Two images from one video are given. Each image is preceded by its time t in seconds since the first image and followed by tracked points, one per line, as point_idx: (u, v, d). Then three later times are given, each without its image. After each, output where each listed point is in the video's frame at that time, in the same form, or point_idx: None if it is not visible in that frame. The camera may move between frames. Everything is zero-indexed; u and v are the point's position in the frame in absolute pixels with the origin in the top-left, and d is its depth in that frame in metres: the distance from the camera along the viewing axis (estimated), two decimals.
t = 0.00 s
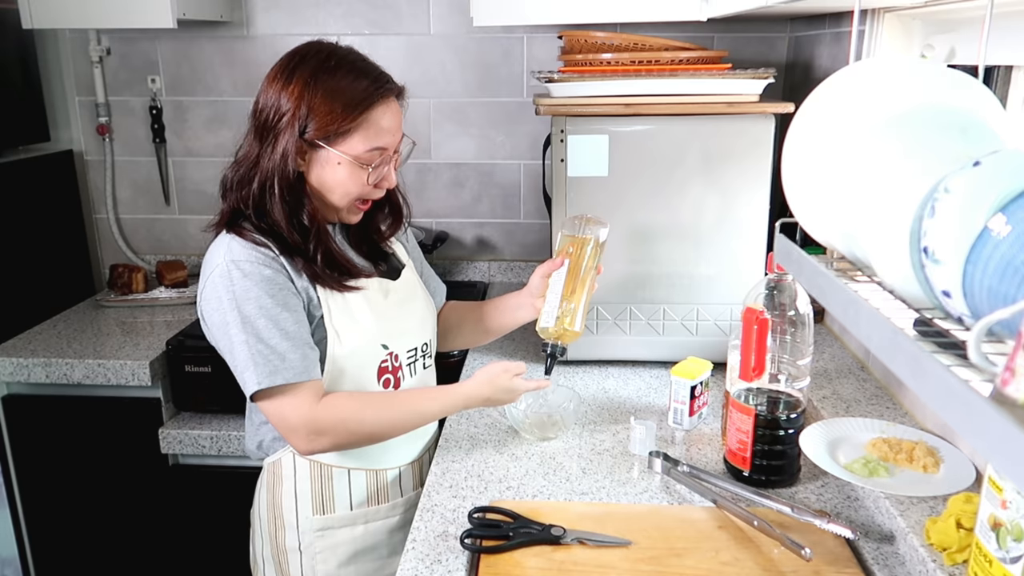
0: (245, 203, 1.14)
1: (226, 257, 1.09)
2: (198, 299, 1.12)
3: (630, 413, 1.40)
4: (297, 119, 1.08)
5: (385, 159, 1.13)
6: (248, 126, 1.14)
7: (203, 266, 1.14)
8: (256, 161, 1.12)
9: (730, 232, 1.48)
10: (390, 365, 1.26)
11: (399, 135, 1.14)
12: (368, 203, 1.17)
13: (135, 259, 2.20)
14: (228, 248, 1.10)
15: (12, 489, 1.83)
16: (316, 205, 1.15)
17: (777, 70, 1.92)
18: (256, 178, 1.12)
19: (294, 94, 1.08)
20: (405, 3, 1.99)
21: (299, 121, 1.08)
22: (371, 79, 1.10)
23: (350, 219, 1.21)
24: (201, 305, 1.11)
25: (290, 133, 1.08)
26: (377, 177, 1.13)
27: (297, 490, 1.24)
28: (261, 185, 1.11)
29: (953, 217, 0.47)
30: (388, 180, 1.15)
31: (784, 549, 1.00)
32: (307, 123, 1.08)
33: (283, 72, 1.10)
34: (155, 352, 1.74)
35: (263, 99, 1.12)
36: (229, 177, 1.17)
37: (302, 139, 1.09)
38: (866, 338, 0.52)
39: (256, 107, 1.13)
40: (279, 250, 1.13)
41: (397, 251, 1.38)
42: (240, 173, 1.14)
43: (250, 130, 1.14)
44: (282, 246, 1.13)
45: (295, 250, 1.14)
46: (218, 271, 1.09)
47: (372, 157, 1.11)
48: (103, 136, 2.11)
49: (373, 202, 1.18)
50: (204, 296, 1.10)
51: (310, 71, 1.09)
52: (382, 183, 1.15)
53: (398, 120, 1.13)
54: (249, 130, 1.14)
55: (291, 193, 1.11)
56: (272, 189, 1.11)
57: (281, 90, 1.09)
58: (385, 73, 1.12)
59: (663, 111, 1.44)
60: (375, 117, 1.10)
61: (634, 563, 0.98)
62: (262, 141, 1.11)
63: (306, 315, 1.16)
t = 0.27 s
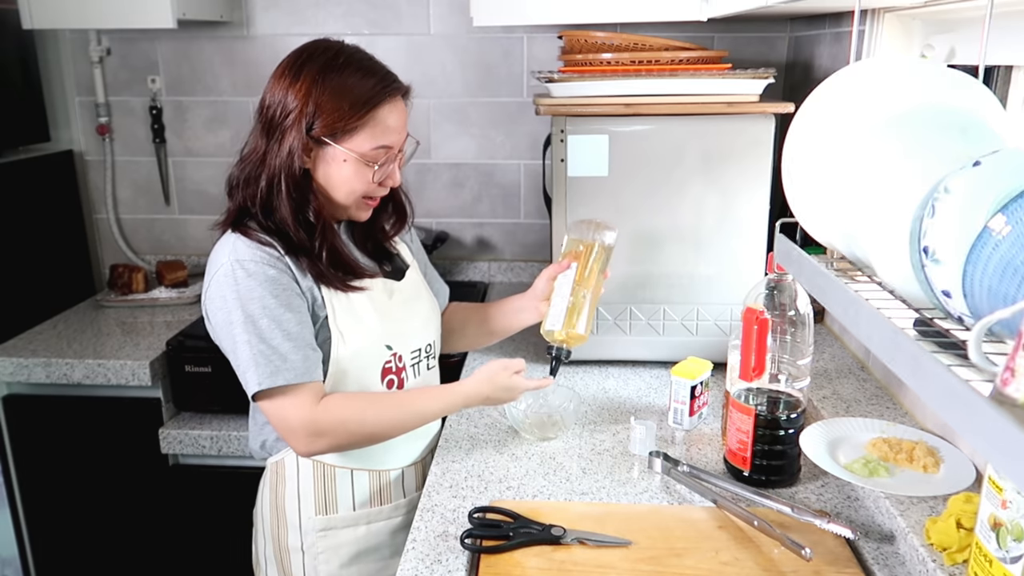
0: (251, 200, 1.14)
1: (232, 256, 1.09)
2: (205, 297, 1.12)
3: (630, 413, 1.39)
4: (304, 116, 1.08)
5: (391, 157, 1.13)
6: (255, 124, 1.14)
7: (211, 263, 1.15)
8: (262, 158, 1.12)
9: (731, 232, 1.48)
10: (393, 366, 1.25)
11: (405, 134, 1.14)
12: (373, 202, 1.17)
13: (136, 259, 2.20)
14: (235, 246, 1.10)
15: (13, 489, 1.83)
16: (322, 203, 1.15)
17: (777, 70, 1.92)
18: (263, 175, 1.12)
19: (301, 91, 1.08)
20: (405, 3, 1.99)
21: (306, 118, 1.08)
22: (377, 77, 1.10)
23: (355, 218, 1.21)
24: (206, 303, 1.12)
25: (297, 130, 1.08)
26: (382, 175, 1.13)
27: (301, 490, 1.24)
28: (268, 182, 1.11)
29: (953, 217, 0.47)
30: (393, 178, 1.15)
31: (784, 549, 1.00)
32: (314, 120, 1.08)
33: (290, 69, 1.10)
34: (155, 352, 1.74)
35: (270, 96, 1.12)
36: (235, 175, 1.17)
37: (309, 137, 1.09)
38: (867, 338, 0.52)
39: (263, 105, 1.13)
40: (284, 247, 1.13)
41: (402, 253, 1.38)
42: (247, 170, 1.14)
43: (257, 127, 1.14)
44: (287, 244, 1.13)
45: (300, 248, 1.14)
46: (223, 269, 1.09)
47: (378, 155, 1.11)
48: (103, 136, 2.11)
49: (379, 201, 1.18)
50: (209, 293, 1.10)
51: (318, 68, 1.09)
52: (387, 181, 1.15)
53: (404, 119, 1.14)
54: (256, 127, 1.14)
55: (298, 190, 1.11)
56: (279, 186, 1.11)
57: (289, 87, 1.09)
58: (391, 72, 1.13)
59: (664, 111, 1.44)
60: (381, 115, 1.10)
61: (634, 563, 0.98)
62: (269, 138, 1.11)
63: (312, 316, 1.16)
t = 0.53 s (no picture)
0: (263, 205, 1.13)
1: (243, 272, 1.09)
2: (218, 321, 1.11)
3: (632, 413, 1.39)
4: (317, 117, 1.07)
5: (402, 155, 1.14)
6: (261, 127, 1.13)
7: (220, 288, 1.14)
8: (273, 161, 1.11)
9: (731, 232, 1.48)
10: (413, 367, 1.27)
11: (415, 131, 1.14)
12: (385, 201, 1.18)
13: (137, 259, 2.20)
14: (247, 260, 1.10)
15: (14, 489, 1.83)
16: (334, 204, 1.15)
17: (778, 70, 1.92)
18: (276, 178, 1.11)
19: (312, 91, 1.07)
20: (406, 3, 1.99)
21: (318, 118, 1.07)
22: (387, 75, 1.11)
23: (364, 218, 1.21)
24: (221, 324, 1.10)
25: (311, 131, 1.07)
26: (395, 174, 1.14)
27: (321, 497, 1.24)
28: (281, 185, 1.11)
29: (954, 217, 0.47)
30: (404, 176, 1.15)
31: (785, 549, 1.00)
32: (327, 120, 1.07)
33: (299, 70, 1.09)
34: (156, 352, 1.74)
35: (277, 98, 1.11)
36: (243, 180, 1.16)
37: (322, 137, 1.08)
38: (869, 338, 0.52)
39: (269, 107, 1.12)
40: (299, 258, 1.13)
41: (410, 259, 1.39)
42: (257, 174, 1.13)
43: (264, 130, 1.13)
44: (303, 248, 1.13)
45: (316, 252, 1.14)
46: (236, 287, 1.08)
47: (391, 153, 1.12)
48: (104, 135, 2.11)
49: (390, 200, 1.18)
50: (223, 315, 1.09)
51: (328, 68, 1.08)
52: (399, 180, 1.16)
53: (414, 116, 1.14)
54: (263, 130, 1.13)
55: (311, 192, 1.11)
56: (293, 189, 1.10)
57: (299, 88, 1.08)
58: (399, 70, 1.13)
59: (664, 111, 1.44)
60: (393, 113, 1.11)
61: (636, 563, 0.98)
62: (280, 140, 1.10)
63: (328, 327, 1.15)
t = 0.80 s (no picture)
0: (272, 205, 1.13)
1: (263, 269, 1.08)
2: (237, 322, 1.09)
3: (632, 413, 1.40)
4: (327, 116, 1.07)
5: (410, 155, 1.14)
6: (269, 126, 1.13)
7: (232, 292, 1.12)
8: (282, 161, 1.11)
9: (731, 232, 1.48)
10: (419, 368, 1.29)
11: (422, 130, 1.15)
12: (392, 201, 1.18)
13: (137, 259, 2.20)
14: (263, 258, 1.09)
15: (14, 489, 1.83)
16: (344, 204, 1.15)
17: (778, 70, 1.92)
18: (286, 179, 1.11)
19: (322, 91, 1.07)
20: (406, 3, 1.99)
21: (327, 118, 1.07)
22: (396, 75, 1.11)
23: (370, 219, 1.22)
24: (240, 324, 1.09)
25: (321, 130, 1.07)
26: (403, 173, 1.15)
27: (327, 496, 1.24)
28: (290, 185, 1.10)
29: (954, 218, 0.47)
30: (412, 176, 1.16)
31: (785, 549, 1.00)
32: (337, 120, 1.08)
33: (307, 70, 1.09)
34: (157, 352, 1.74)
35: (286, 97, 1.10)
36: (251, 180, 1.16)
37: (331, 137, 1.08)
38: (869, 338, 0.52)
39: (276, 106, 1.12)
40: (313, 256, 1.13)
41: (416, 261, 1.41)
42: (265, 173, 1.13)
43: (272, 129, 1.12)
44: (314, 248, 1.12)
45: (329, 253, 1.14)
46: (258, 284, 1.07)
47: (400, 152, 1.12)
48: (104, 135, 2.11)
49: (397, 199, 1.19)
50: (245, 314, 1.07)
51: (337, 68, 1.08)
52: (406, 180, 1.17)
53: (422, 116, 1.15)
54: (270, 129, 1.13)
55: (321, 192, 1.11)
56: (303, 189, 1.10)
57: (307, 88, 1.08)
58: (407, 69, 1.13)
59: (665, 111, 1.44)
60: (402, 113, 1.11)
61: (636, 563, 0.98)
62: (289, 141, 1.10)
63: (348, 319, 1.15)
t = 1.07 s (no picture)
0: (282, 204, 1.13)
1: (277, 267, 1.08)
2: (250, 321, 1.08)
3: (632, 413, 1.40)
4: (337, 116, 1.07)
5: (419, 155, 1.15)
6: (278, 125, 1.13)
7: (243, 291, 1.12)
8: (292, 160, 1.11)
9: (731, 232, 1.48)
10: (426, 369, 1.30)
11: (431, 131, 1.15)
12: (401, 201, 1.19)
13: (137, 259, 2.20)
14: (276, 256, 1.09)
15: (13, 489, 1.83)
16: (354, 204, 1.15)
17: (778, 70, 1.93)
18: (296, 179, 1.11)
19: (332, 91, 1.07)
20: (406, 3, 1.98)
21: (337, 118, 1.07)
22: (406, 75, 1.11)
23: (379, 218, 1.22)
24: (252, 323, 1.08)
25: (331, 130, 1.07)
26: (413, 173, 1.15)
27: (331, 495, 1.24)
28: (300, 185, 1.11)
29: (955, 217, 0.47)
30: (420, 177, 1.17)
31: (785, 549, 1.00)
32: (346, 120, 1.08)
33: (317, 69, 1.09)
34: (157, 352, 1.74)
35: (296, 97, 1.10)
36: (260, 178, 1.16)
37: (341, 137, 1.08)
38: (869, 338, 0.52)
39: (285, 105, 1.12)
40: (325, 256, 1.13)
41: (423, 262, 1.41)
42: (275, 173, 1.13)
43: (282, 129, 1.12)
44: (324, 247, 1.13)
45: (340, 253, 1.14)
46: (272, 282, 1.07)
47: (409, 153, 1.13)
48: (104, 135, 2.11)
49: (405, 199, 1.19)
50: (258, 312, 1.07)
51: (348, 68, 1.08)
52: (414, 180, 1.17)
53: (431, 116, 1.15)
54: (280, 128, 1.12)
55: (331, 192, 1.11)
56: (313, 189, 1.10)
57: (317, 88, 1.08)
58: (416, 69, 1.13)
59: (665, 111, 1.44)
60: (412, 113, 1.11)
61: (636, 563, 0.98)
62: (299, 140, 1.10)
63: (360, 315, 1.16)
